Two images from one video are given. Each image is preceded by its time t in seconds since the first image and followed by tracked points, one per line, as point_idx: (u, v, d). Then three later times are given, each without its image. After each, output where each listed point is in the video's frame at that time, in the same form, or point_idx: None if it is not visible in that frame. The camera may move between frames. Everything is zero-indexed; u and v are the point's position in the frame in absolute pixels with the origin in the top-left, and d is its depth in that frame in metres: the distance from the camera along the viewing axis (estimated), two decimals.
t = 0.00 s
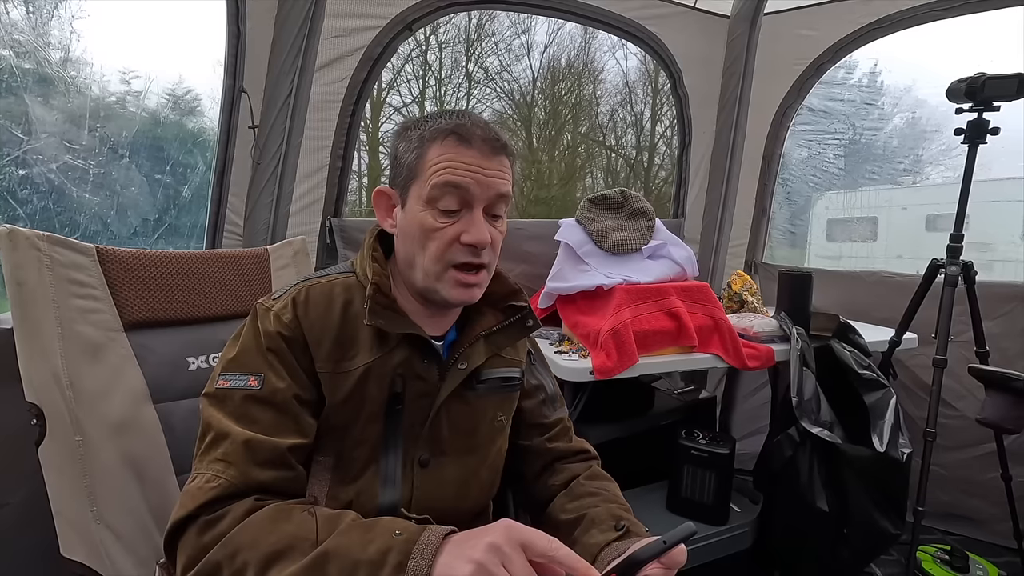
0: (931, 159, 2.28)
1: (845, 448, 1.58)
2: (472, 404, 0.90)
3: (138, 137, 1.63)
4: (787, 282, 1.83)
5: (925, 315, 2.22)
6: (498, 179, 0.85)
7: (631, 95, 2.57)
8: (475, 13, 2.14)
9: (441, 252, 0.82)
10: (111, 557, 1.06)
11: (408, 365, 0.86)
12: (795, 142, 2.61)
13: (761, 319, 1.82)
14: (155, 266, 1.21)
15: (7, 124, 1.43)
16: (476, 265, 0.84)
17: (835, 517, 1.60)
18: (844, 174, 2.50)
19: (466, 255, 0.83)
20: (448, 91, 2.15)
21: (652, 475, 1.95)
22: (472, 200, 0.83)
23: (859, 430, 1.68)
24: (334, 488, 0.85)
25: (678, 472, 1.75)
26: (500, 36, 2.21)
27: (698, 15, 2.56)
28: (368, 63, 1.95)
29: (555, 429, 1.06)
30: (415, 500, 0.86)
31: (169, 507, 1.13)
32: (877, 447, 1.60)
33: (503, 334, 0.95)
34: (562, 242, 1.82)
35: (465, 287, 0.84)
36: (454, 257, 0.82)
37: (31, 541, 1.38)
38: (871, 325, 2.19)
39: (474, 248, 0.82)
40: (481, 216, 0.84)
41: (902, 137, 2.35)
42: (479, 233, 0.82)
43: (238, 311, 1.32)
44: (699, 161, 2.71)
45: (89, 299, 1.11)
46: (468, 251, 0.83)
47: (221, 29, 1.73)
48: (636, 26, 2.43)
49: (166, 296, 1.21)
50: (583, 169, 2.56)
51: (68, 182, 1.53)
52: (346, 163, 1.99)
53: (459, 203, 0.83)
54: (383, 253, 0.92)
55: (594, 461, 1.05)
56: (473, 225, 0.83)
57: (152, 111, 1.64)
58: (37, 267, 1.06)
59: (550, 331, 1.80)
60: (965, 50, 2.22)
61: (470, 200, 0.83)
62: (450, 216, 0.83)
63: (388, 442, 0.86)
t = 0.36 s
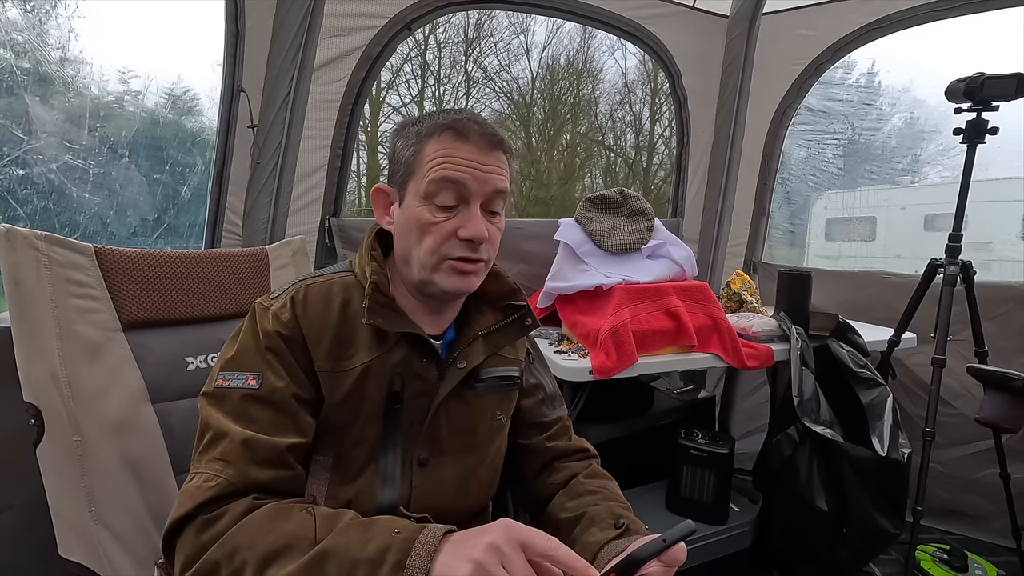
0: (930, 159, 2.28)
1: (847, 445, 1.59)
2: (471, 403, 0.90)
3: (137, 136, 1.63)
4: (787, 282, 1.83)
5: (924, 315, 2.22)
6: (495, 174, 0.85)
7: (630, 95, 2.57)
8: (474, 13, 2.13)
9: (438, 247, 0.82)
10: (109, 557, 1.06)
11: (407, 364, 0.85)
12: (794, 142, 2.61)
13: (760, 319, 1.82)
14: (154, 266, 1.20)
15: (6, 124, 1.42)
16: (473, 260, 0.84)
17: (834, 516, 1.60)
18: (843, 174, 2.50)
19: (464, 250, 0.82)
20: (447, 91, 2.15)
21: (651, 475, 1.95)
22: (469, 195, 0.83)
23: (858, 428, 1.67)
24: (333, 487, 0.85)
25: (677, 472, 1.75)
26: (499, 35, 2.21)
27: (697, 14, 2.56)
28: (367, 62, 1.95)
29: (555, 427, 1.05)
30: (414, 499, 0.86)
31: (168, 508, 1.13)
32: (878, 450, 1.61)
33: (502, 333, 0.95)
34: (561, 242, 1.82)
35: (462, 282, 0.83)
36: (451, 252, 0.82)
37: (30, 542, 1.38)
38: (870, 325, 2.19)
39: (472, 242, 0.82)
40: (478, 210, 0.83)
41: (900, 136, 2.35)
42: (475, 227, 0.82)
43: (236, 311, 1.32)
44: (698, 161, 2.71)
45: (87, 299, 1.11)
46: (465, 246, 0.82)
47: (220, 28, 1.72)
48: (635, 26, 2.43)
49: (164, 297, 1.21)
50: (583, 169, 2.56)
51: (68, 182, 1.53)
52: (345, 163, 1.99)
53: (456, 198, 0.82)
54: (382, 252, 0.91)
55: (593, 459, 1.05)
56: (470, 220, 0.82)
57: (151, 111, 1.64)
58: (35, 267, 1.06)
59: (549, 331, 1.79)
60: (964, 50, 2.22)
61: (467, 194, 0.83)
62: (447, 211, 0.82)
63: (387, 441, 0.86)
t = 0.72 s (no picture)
0: (929, 159, 2.29)
1: (839, 449, 1.59)
2: (469, 404, 0.90)
3: (135, 137, 1.63)
4: (787, 282, 1.83)
5: (923, 316, 2.22)
6: (475, 165, 0.85)
7: (630, 95, 2.57)
8: (474, 14, 2.14)
9: (407, 230, 0.84)
10: (109, 558, 1.06)
11: (405, 364, 0.86)
12: (794, 143, 2.61)
13: (759, 319, 1.83)
14: (154, 266, 1.20)
15: (3, 123, 1.42)
16: (442, 244, 0.83)
17: (833, 517, 1.60)
18: (843, 174, 2.50)
19: (430, 233, 0.83)
20: (447, 91, 2.15)
21: (651, 475, 1.95)
22: (444, 182, 0.85)
23: (854, 428, 1.67)
24: (331, 487, 0.84)
25: (677, 472, 1.75)
26: (498, 36, 2.21)
27: (697, 15, 2.56)
28: (367, 63, 1.95)
29: (554, 429, 1.05)
30: (412, 500, 0.86)
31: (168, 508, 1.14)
32: (869, 451, 1.59)
33: (500, 334, 0.95)
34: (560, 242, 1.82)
35: (429, 265, 0.83)
36: (418, 234, 0.84)
37: (29, 541, 1.38)
38: (869, 326, 2.20)
39: (438, 226, 0.82)
40: (452, 198, 0.84)
41: (900, 137, 2.35)
42: (441, 211, 0.83)
43: (236, 312, 1.32)
44: (697, 161, 2.71)
45: (86, 299, 1.11)
46: (433, 229, 0.83)
47: (220, 29, 1.73)
48: (635, 26, 2.43)
49: (164, 296, 1.21)
50: (582, 169, 2.56)
51: (65, 182, 1.53)
52: (344, 163, 1.99)
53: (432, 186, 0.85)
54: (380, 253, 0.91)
55: (592, 461, 1.05)
56: (441, 205, 0.83)
57: (150, 111, 1.64)
58: (35, 267, 1.06)
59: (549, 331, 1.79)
60: (964, 51, 2.22)
61: (442, 182, 0.85)
62: (423, 197, 0.85)
63: (385, 441, 0.86)
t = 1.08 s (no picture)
0: (930, 159, 2.29)
1: (841, 449, 1.59)
2: (477, 405, 0.90)
3: (133, 136, 1.62)
4: (787, 282, 1.83)
5: (923, 316, 2.22)
6: (503, 184, 0.85)
7: (630, 95, 2.57)
8: (474, 14, 2.14)
9: (431, 242, 0.84)
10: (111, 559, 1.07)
11: (418, 363, 0.86)
12: (794, 143, 2.61)
13: (760, 320, 1.83)
14: (156, 266, 1.21)
15: None
16: (465, 259, 0.83)
17: (833, 517, 1.60)
18: (843, 175, 2.50)
19: (454, 248, 0.82)
20: (447, 92, 2.15)
21: (650, 475, 1.95)
22: (472, 199, 0.84)
23: (857, 428, 1.68)
24: (337, 480, 0.80)
25: (678, 473, 1.75)
26: (498, 36, 2.21)
27: (697, 15, 2.57)
28: (367, 63, 1.95)
29: (558, 440, 1.06)
30: (420, 497, 0.85)
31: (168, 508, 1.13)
32: (873, 449, 1.60)
33: (512, 339, 0.95)
34: (561, 243, 1.82)
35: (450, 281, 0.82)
36: (442, 248, 0.83)
37: (30, 541, 1.38)
38: (869, 326, 2.20)
39: (463, 242, 0.82)
40: (477, 215, 0.84)
41: (900, 137, 2.35)
42: (465, 226, 0.82)
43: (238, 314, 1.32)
44: (697, 162, 2.71)
45: (88, 299, 1.11)
46: (457, 245, 0.82)
47: (219, 29, 1.72)
48: (635, 27, 2.44)
49: (166, 297, 1.21)
50: (583, 169, 2.56)
51: (61, 181, 1.52)
52: (344, 163, 1.99)
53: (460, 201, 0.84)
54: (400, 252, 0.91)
55: (594, 473, 1.05)
56: (466, 221, 0.83)
57: (149, 111, 1.64)
58: (36, 267, 1.05)
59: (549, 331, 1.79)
60: (964, 50, 2.22)
61: (470, 199, 0.84)
62: (449, 210, 0.84)
63: (394, 436, 0.84)
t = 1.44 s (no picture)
0: (929, 160, 2.29)
1: (842, 449, 1.59)
2: (480, 408, 0.90)
3: (137, 137, 1.63)
4: (787, 283, 1.83)
5: (923, 317, 2.22)
6: (520, 204, 0.86)
7: (629, 96, 2.57)
8: (474, 14, 2.14)
9: (442, 256, 0.84)
10: (111, 559, 1.06)
11: (423, 365, 0.86)
12: (794, 143, 2.62)
13: (760, 320, 1.83)
14: (156, 266, 1.21)
15: (4, 124, 1.42)
16: (472, 277, 0.83)
17: (833, 518, 1.60)
18: (843, 175, 2.50)
19: (465, 263, 0.82)
20: (447, 92, 2.15)
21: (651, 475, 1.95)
22: (488, 216, 0.84)
23: (858, 430, 1.68)
24: (337, 480, 0.80)
25: (678, 473, 1.75)
26: (498, 37, 2.21)
27: (697, 16, 2.57)
28: (367, 63, 1.96)
29: (561, 446, 1.06)
30: (420, 500, 0.85)
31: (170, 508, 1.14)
32: (875, 450, 1.60)
33: (518, 341, 0.95)
34: (561, 243, 1.82)
35: (457, 296, 0.82)
36: (452, 263, 0.83)
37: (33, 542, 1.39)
38: (868, 326, 2.20)
39: (474, 258, 0.82)
40: (491, 231, 0.84)
41: (899, 138, 2.36)
42: (479, 242, 0.82)
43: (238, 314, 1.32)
44: (697, 162, 2.71)
45: (89, 300, 1.10)
46: (468, 261, 0.82)
47: (220, 30, 1.73)
48: (635, 27, 2.44)
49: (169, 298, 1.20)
50: (582, 169, 2.57)
51: (66, 184, 1.53)
52: (345, 164, 1.99)
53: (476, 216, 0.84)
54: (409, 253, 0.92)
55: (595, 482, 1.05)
56: (480, 237, 0.83)
57: (151, 112, 1.65)
58: (37, 268, 1.05)
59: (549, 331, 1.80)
60: (964, 51, 2.22)
61: (486, 215, 0.84)
62: (463, 224, 0.84)
63: (396, 437, 0.84)
